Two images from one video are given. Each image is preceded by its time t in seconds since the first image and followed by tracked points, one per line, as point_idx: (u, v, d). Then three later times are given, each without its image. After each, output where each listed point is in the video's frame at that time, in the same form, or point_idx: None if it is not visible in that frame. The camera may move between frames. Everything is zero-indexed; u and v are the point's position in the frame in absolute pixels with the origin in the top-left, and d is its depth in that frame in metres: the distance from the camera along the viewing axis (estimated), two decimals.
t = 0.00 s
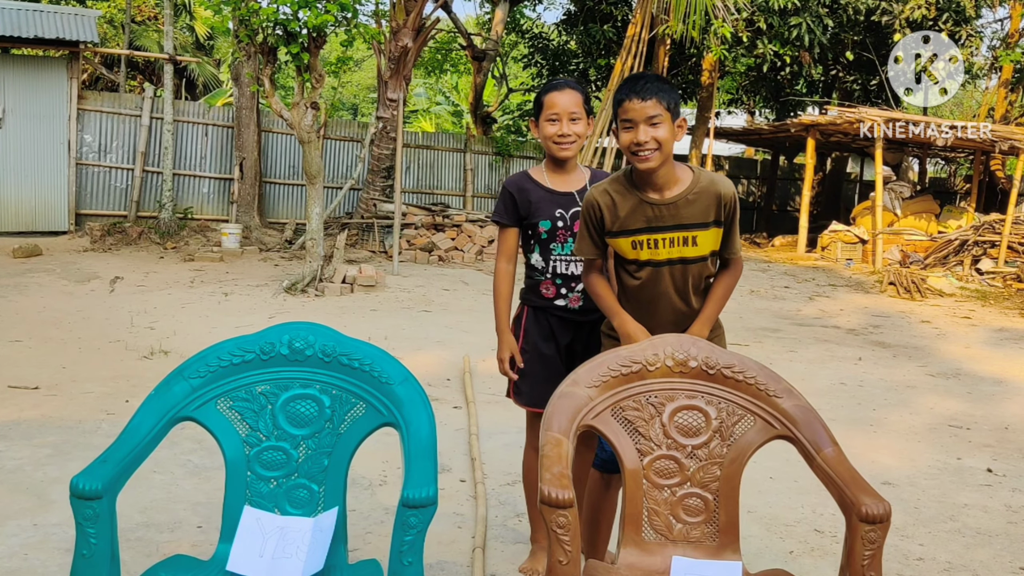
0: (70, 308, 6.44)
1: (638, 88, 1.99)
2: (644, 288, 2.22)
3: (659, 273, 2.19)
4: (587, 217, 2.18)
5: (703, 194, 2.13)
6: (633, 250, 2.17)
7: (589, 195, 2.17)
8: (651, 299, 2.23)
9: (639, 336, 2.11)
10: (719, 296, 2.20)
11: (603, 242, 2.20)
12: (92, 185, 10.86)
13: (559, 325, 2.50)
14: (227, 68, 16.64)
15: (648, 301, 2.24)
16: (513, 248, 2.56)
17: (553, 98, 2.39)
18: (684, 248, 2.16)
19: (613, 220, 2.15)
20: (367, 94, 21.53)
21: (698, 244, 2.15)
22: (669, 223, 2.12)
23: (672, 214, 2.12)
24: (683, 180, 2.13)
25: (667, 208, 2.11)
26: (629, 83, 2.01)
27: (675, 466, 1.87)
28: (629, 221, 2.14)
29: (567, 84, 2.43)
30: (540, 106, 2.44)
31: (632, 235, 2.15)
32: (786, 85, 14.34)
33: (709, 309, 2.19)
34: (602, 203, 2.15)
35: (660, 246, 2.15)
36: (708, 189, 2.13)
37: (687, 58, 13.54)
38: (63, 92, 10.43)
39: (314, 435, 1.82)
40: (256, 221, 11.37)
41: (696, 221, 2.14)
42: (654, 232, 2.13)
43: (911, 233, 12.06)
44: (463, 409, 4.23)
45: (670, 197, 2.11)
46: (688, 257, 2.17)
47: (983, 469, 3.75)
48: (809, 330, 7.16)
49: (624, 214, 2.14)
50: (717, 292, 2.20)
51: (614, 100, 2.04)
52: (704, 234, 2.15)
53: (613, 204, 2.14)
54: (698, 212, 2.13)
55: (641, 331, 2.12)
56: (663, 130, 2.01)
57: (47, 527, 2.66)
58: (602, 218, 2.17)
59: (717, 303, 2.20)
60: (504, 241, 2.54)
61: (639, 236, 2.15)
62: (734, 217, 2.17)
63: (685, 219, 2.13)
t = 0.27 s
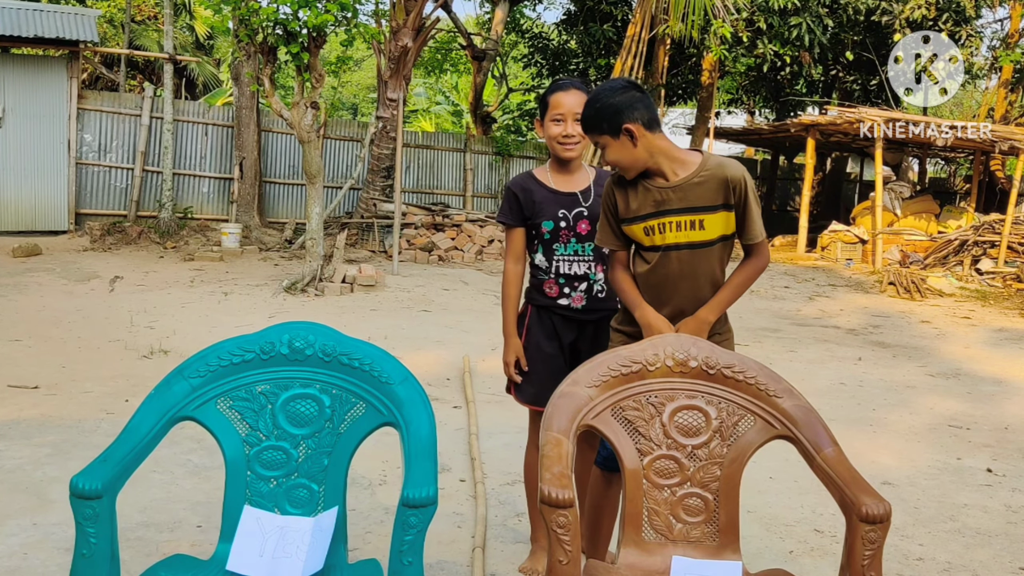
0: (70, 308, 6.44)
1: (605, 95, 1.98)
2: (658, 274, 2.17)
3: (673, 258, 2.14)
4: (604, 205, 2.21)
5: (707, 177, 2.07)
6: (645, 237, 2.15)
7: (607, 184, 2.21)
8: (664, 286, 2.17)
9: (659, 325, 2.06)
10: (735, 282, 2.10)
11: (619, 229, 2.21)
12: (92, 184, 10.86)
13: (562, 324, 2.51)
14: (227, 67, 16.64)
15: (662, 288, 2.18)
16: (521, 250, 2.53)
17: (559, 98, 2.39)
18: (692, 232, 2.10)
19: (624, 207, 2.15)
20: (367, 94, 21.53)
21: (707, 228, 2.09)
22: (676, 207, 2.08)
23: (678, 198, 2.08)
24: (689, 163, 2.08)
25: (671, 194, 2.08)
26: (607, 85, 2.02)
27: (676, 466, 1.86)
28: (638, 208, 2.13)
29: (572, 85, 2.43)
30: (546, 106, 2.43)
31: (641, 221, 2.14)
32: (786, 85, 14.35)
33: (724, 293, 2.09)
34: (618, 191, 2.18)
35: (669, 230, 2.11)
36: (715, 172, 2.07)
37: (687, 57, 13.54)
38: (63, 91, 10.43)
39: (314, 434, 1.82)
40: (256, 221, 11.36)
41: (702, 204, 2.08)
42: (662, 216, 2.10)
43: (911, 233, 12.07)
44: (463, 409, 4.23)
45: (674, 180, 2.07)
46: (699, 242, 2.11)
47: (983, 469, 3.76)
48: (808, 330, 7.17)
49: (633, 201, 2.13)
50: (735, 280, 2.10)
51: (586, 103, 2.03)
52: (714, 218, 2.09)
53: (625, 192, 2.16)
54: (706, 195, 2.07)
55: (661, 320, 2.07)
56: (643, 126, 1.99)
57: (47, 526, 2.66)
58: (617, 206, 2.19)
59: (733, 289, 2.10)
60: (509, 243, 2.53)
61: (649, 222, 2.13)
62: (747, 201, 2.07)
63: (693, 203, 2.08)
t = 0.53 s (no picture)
0: (69, 308, 6.44)
1: (633, 80, 1.98)
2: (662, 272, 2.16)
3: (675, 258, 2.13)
4: (602, 204, 2.20)
5: (711, 175, 2.09)
6: (645, 236, 2.14)
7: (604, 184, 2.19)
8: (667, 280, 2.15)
9: (660, 320, 2.06)
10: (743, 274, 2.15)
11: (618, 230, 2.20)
12: (91, 184, 10.87)
13: (560, 325, 2.51)
14: (226, 66, 16.64)
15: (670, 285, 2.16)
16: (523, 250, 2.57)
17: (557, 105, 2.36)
18: (696, 230, 2.11)
19: (626, 206, 2.15)
20: (366, 94, 21.53)
21: (710, 226, 2.10)
22: (680, 206, 2.10)
23: (682, 197, 2.09)
24: (693, 162, 2.10)
25: (676, 192, 2.09)
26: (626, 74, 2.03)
27: (674, 467, 1.86)
28: (641, 206, 2.13)
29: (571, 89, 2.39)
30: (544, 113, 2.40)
31: (643, 220, 2.13)
32: (786, 85, 14.37)
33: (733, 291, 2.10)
34: (616, 191, 2.16)
35: (672, 229, 2.11)
36: (718, 171, 2.10)
37: (686, 57, 13.54)
38: (62, 91, 10.42)
39: (312, 435, 1.82)
40: (255, 221, 11.37)
41: (705, 203, 2.09)
42: (665, 215, 2.11)
43: (910, 233, 12.08)
44: (462, 409, 4.23)
45: (679, 178, 2.09)
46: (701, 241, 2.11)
47: (981, 469, 3.76)
48: (807, 330, 7.17)
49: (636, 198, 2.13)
50: (741, 277, 2.14)
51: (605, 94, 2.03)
52: (717, 215, 2.10)
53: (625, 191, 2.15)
54: (709, 194, 2.09)
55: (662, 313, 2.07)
56: (664, 115, 2.00)
57: (45, 527, 2.66)
58: (615, 206, 2.17)
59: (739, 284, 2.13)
60: (512, 243, 2.56)
61: (651, 221, 2.13)
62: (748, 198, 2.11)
63: (697, 201, 2.09)
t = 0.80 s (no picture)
0: (69, 307, 6.45)
1: (642, 91, 1.98)
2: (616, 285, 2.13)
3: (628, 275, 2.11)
4: (560, 204, 2.13)
5: (679, 204, 2.06)
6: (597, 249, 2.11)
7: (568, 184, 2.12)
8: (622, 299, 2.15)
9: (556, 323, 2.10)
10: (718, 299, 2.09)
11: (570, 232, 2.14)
12: (91, 184, 10.88)
13: (510, 300, 2.53)
14: (225, 66, 16.65)
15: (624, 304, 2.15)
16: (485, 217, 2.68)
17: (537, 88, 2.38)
18: (648, 255, 2.08)
19: (585, 217, 2.10)
20: (366, 93, 21.53)
21: (665, 255, 2.08)
22: (640, 228, 2.07)
23: (644, 221, 2.06)
24: (664, 189, 2.08)
25: (641, 215, 2.06)
26: (634, 84, 2.00)
27: (672, 465, 1.87)
28: (600, 219, 2.08)
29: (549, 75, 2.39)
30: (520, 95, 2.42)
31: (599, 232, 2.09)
32: (785, 84, 14.38)
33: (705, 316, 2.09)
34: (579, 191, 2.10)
35: (627, 251, 2.08)
36: (686, 203, 2.06)
37: (685, 57, 13.55)
38: (62, 91, 10.43)
39: (311, 433, 1.82)
40: (255, 221, 11.36)
41: (664, 232, 2.06)
42: (624, 234, 2.07)
43: (910, 233, 12.09)
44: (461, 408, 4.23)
45: (644, 203, 2.06)
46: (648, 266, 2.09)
47: (981, 468, 3.76)
48: (807, 330, 7.18)
49: (598, 211, 2.09)
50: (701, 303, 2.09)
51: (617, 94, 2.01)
52: (672, 246, 2.07)
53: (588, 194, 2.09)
54: (671, 224, 2.06)
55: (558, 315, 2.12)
56: (658, 134, 2.00)
57: (45, 525, 2.66)
58: (575, 208, 2.11)
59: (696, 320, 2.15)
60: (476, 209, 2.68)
61: (608, 236, 2.09)
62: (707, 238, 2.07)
63: (659, 229, 2.06)
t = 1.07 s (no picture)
0: (68, 308, 6.44)
1: None
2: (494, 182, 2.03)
3: (508, 171, 2.02)
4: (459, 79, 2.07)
5: (578, 108, 1.98)
6: (488, 130, 2.02)
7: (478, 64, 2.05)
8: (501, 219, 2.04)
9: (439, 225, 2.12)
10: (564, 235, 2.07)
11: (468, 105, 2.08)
12: (90, 185, 10.88)
13: (439, 338, 2.45)
14: (224, 66, 16.65)
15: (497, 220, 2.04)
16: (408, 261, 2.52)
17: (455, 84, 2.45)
18: (538, 148, 1.99)
19: (482, 93, 2.03)
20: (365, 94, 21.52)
21: (556, 149, 1.99)
22: (534, 120, 1.98)
23: (540, 113, 1.98)
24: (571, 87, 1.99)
25: (538, 107, 1.98)
26: None
27: (671, 466, 1.87)
28: (496, 101, 2.01)
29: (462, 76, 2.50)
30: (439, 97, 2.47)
31: (498, 115, 2.01)
32: (784, 85, 14.40)
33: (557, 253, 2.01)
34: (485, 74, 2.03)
35: (517, 139, 1.99)
36: (587, 107, 1.99)
37: (684, 58, 13.57)
38: (62, 92, 10.43)
39: (310, 435, 1.83)
40: (254, 221, 11.34)
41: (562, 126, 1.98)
42: (517, 123, 1.99)
43: (909, 233, 12.11)
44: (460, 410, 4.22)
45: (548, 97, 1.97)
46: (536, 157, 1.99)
47: (979, 469, 3.76)
48: (806, 330, 7.18)
49: (495, 93, 2.01)
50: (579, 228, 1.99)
51: None
52: (566, 139, 1.99)
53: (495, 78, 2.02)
54: (570, 120, 1.98)
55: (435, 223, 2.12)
56: (577, 39, 1.92)
57: (43, 527, 2.66)
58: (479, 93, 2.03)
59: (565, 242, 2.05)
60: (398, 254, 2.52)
61: (504, 121, 2.00)
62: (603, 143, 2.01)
63: (554, 123, 1.98)
